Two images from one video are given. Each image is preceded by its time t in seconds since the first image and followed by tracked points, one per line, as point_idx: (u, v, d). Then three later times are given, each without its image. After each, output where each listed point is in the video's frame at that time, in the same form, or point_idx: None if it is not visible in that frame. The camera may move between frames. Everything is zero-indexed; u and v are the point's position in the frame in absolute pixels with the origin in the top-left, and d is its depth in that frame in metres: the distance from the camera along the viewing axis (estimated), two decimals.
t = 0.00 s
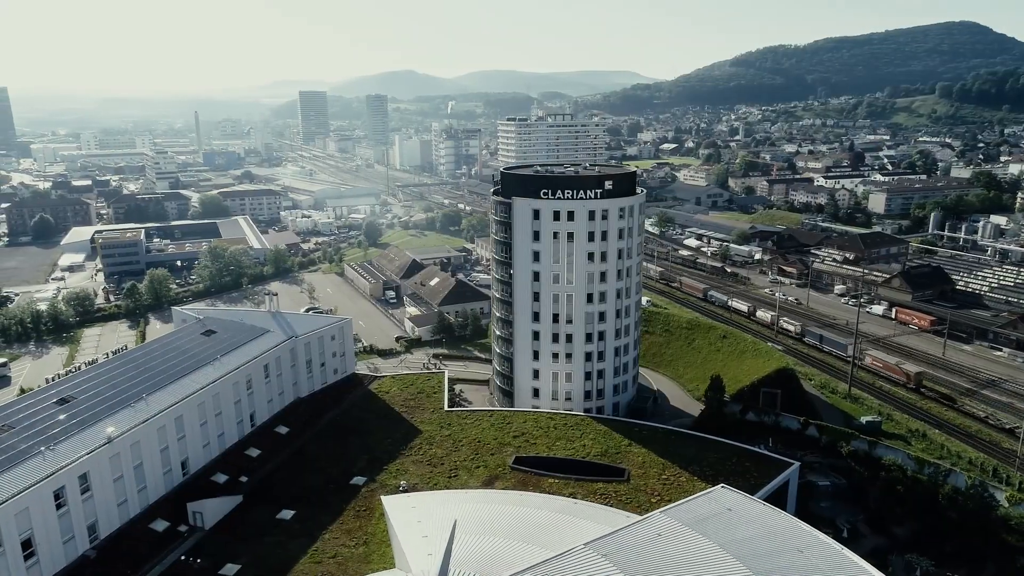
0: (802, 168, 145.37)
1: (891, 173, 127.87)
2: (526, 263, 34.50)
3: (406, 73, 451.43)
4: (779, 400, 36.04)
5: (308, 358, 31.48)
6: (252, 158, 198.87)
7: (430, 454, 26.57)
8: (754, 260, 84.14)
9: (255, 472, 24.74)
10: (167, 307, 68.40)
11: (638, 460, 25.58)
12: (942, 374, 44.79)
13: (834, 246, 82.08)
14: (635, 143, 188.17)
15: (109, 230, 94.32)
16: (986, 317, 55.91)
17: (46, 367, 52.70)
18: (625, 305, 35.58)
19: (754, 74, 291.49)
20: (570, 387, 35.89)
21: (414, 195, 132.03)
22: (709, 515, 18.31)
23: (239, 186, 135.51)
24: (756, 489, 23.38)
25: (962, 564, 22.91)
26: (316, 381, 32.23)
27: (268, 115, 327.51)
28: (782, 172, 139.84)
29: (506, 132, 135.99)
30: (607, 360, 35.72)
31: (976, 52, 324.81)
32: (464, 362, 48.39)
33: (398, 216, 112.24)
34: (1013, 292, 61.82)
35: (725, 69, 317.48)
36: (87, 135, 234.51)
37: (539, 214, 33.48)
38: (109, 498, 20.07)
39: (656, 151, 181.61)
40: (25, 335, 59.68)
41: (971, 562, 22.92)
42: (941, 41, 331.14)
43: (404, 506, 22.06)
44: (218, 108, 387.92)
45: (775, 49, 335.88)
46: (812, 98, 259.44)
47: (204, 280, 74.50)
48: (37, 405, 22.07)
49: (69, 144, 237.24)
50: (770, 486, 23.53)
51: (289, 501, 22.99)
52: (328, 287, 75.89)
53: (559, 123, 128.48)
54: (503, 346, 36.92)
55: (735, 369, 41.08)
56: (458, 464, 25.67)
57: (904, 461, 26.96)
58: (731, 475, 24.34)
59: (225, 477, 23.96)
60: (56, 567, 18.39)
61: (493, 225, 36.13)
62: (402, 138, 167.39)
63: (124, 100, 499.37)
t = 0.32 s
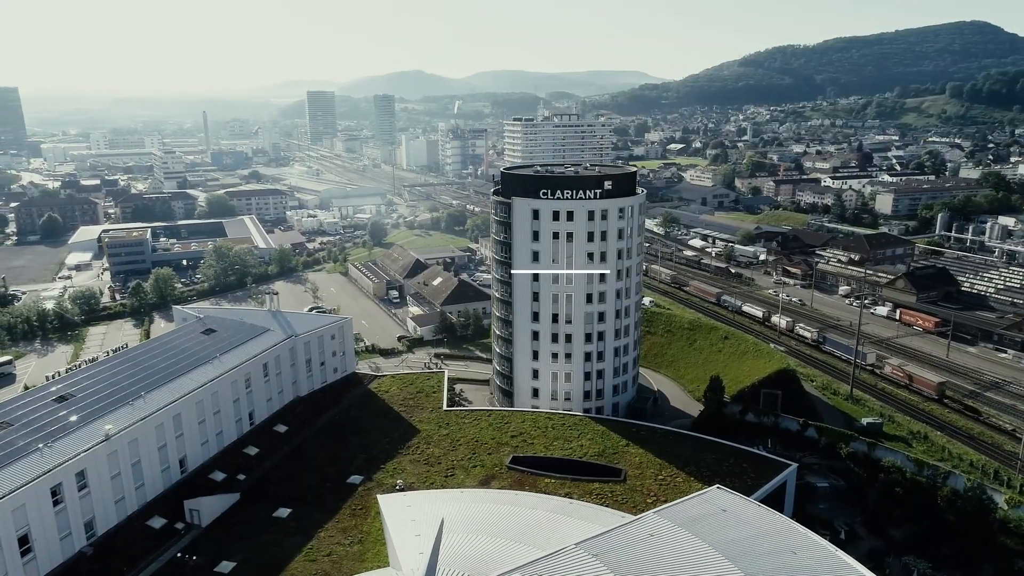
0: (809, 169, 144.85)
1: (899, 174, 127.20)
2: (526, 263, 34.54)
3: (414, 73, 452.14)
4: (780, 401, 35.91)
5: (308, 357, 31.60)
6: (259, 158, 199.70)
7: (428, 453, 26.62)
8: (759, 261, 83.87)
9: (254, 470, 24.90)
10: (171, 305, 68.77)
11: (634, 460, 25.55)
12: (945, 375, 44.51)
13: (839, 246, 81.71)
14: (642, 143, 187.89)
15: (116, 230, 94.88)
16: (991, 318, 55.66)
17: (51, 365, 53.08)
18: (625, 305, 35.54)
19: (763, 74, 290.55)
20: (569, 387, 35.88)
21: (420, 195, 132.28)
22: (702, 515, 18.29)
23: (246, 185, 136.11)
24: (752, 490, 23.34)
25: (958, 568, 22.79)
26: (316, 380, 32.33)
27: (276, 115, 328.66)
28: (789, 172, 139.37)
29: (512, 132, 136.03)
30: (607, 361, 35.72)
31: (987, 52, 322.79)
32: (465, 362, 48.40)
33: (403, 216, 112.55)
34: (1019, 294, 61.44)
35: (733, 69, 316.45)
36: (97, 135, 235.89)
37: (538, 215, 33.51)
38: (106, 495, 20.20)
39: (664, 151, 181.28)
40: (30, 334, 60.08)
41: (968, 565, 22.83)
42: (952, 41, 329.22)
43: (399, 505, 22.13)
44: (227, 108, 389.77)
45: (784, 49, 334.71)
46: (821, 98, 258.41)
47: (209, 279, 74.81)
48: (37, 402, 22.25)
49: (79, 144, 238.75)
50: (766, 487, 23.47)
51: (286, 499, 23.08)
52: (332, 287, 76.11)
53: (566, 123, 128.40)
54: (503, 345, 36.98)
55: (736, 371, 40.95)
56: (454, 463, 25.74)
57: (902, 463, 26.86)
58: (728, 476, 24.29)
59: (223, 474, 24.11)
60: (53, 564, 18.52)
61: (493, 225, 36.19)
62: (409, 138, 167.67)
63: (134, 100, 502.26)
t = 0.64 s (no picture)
0: (817, 169, 144.25)
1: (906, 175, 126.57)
2: (526, 263, 34.55)
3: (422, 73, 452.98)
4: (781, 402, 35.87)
5: (308, 356, 31.72)
6: (267, 157, 200.43)
7: (426, 452, 26.68)
8: (763, 261, 83.60)
9: (252, 469, 25.01)
10: (176, 304, 69.13)
11: (631, 460, 25.55)
12: (948, 377, 44.28)
13: (844, 247, 81.29)
14: (648, 143, 187.56)
15: (123, 229, 95.53)
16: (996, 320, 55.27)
17: (56, 363, 53.51)
18: (625, 305, 35.50)
19: (771, 74, 289.59)
20: (569, 387, 35.88)
21: (426, 195, 132.38)
22: (697, 517, 18.24)
23: (252, 185, 136.75)
24: (748, 491, 23.32)
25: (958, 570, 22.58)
26: (316, 379, 32.44)
27: (285, 115, 329.86)
28: (796, 172, 138.83)
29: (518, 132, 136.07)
30: (606, 361, 35.70)
31: (999, 52, 320.25)
32: (466, 362, 48.43)
33: (409, 216, 112.73)
34: None
35: (742, 69, 315.46)
36: (107, 135, 237.61)
37: (538, 215, 33.52)
38: (103, 492, 20.31)
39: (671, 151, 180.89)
40: (37, 332, 60.53)
41: (968, 566, 22.62)
42: (964, 41, 327.01)
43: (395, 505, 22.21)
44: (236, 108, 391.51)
45: (793, 49, 333.60)
46: (829, 98, 257.19)
47: (214, 278, 75.18)
48: (36, 400, 22.37)
49: (89, 143, 240.51)
50: (763, 489, 23.40)
51: (283, 498, 23.17)
52: (337, 286, 76.30)
53: (572, 123, 128.35)
54: (503, 345, 37.00)
55: (738, 371, 40.84)
56: (452, 463, 25.76)
57: (902, 465, 26.82)
58: (725, 476, 24.24)
59: (221, 473, 24.24)
60: (50, 560, 18.66)
61: (493, 225, 36.19)
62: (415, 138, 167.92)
63: (143, 101, 505.13)
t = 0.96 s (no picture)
0: (824, 169, 143.51)
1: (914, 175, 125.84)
2: (525, 263, 34.59)
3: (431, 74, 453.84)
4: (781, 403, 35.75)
5: (308, 355, 31.84)
6: (275, 157, 201.34)
7: (424, 451, 26.78)
8: (768, 262, 83.18)
9: (250, 467, 25.13)
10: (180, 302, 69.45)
11: (629, 461, 25.49)
12: (952, 379, 43.98)
13: (849, 248, 80.79)
14: (655, 143, 187.09)
15: (130, 228, 96.16)
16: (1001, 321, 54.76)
17: (61, 361, 53.93)
18: (625, 305, 35.44)
19: (780, 74, 288.39)
20: (568, 387, 35.89)
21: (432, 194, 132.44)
22: (691, 517, 18.21)
23: (260, 184, 137.28)
24: (744, 492, 23.26)
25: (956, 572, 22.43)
26: (316, 377, 32.52)
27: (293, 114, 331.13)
28: (803, 172, 138.13)
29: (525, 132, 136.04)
30: (606, 361, 35.65)
31: (1011, 51, 317.34)
32: (468, 361, 48.42)
33: (415, 216, 112.94)
34: None
35: (750, 69, 314.32)
36: (117, 134, 239.28)
37: (537, 214, 33.52)
38: (101, 489, 20.43)
39: (678, 151, 180.52)
40: (42, 330, 60.98)
41: (966, 568, 22.48)
42: (975, 40, 324.56)
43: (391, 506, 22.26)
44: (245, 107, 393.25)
45: (802, 49, 332.10)
46: (838, 98, 255.84)
47: (218, 277, 75.54)
48: (34, 397, 22.55)
49: (99, 142, 242.30)
50: (760, 490, 23.31)
51: (280, 496, 23.26)
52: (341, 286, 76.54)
53: (578, 123, 128.33)
54: (503, 345, 37.04)
55: (738, 372, 40.72)
56: (449, 461, 25.84)
57: (902, 467, 26.80)
58: (723, 477, 24.20)
59: (220, 470, 24.38)
60: (47, 556, 18.82)
61: (493, 224, 36.21)
62: (421, 138, 168.23)
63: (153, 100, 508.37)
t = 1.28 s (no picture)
0: (832, 169, 142.79)
1: (923, 175, 125.10)
2: (525, 263, 34.59)
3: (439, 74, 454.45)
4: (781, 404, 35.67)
5: (308, 354, 31.93)
6: (283, 157, 202.25)
7: (421, 450, 26.82)
8: (773, 262, 82.55)
9: (248, 465, 25.23)
10: (186, 301, 69.84)
11: (626, 461, 25.49)
12: (956, 381, 43.69)
13: (855, 249, 80.18)
14: (663, 143, 186.69)
15: (137, 227, 96.66)
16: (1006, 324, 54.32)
17: (68, 358, 54.41)
18: (625, 305, 35.42)
19: (789, 74, 287.18)
20: (568, 387, 35.86)
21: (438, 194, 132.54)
22: (686, 518, 18.16)
23: (266, 184, 137.71)
24: (740, 492, 23.23)
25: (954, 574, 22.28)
26: (316, 376, 32.59)
27: (302, 114, 331.87)
28: (810, 173, 137.55)
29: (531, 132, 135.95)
30: (606, 361, 35.62)
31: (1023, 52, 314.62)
32: (469, 361, 48.51)
33: (421, 215, 113.06)
34: None
35: (759, 69, 313.10)
36: (127, 134, 240.68)
37: (537, 214, 33.50)
38: (99, 486, 20.59)
39: (686, 151, 180.11)
40: (49, 328, 61.49)
41: (964, 570, 22.34)
42: (986, 40, 322.05)
43: (387, 507, 22.28)
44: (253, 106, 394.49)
45: (811, 48, 330.54)
46: (847, 99, 254.52)
47: (224, 277, 75.91)
48: (34, 395, 22.73)
49: (108, 142, 243.74)
50: (756, 491, 23.26)
51: (277, 494, 23.36)
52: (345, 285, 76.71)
53: (584, 123, 128.30)
54: (503, 345, 37.06)
55: (739, 373, 40.63)
56: (447, 461, 25.86)
57: (900, 469, 26.78)
58: (720, 478, 24.13)
59: (218, 468, 24.48)
60: (45, 552, 19.00)
61: (494, 224, 36.22)
62: (429, 138, 165.65)
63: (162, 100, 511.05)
